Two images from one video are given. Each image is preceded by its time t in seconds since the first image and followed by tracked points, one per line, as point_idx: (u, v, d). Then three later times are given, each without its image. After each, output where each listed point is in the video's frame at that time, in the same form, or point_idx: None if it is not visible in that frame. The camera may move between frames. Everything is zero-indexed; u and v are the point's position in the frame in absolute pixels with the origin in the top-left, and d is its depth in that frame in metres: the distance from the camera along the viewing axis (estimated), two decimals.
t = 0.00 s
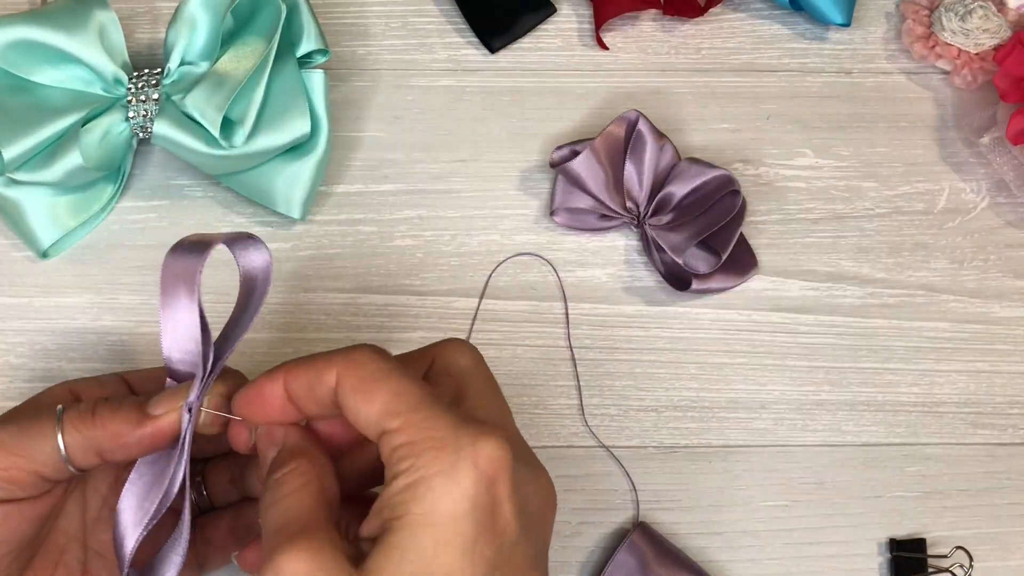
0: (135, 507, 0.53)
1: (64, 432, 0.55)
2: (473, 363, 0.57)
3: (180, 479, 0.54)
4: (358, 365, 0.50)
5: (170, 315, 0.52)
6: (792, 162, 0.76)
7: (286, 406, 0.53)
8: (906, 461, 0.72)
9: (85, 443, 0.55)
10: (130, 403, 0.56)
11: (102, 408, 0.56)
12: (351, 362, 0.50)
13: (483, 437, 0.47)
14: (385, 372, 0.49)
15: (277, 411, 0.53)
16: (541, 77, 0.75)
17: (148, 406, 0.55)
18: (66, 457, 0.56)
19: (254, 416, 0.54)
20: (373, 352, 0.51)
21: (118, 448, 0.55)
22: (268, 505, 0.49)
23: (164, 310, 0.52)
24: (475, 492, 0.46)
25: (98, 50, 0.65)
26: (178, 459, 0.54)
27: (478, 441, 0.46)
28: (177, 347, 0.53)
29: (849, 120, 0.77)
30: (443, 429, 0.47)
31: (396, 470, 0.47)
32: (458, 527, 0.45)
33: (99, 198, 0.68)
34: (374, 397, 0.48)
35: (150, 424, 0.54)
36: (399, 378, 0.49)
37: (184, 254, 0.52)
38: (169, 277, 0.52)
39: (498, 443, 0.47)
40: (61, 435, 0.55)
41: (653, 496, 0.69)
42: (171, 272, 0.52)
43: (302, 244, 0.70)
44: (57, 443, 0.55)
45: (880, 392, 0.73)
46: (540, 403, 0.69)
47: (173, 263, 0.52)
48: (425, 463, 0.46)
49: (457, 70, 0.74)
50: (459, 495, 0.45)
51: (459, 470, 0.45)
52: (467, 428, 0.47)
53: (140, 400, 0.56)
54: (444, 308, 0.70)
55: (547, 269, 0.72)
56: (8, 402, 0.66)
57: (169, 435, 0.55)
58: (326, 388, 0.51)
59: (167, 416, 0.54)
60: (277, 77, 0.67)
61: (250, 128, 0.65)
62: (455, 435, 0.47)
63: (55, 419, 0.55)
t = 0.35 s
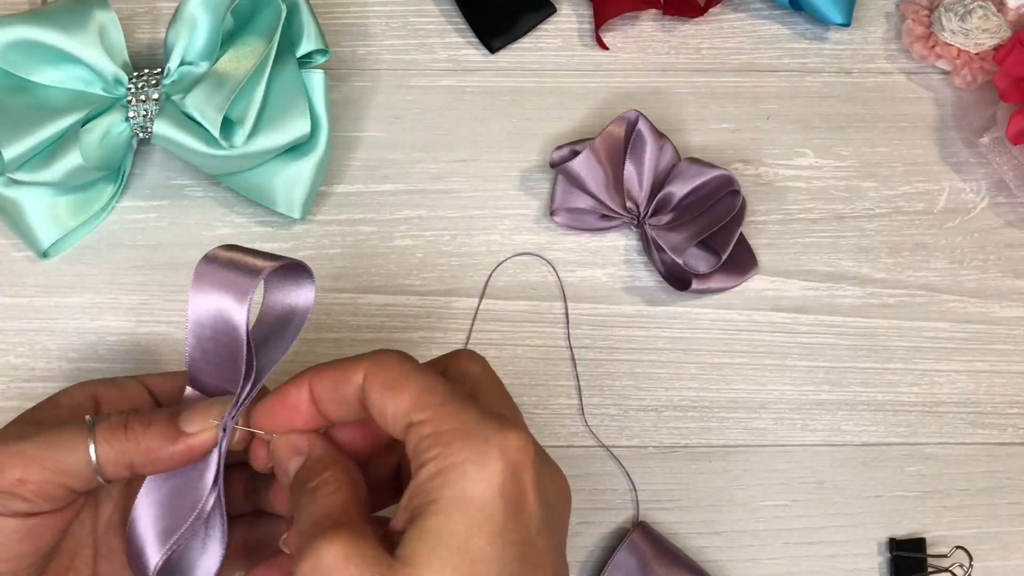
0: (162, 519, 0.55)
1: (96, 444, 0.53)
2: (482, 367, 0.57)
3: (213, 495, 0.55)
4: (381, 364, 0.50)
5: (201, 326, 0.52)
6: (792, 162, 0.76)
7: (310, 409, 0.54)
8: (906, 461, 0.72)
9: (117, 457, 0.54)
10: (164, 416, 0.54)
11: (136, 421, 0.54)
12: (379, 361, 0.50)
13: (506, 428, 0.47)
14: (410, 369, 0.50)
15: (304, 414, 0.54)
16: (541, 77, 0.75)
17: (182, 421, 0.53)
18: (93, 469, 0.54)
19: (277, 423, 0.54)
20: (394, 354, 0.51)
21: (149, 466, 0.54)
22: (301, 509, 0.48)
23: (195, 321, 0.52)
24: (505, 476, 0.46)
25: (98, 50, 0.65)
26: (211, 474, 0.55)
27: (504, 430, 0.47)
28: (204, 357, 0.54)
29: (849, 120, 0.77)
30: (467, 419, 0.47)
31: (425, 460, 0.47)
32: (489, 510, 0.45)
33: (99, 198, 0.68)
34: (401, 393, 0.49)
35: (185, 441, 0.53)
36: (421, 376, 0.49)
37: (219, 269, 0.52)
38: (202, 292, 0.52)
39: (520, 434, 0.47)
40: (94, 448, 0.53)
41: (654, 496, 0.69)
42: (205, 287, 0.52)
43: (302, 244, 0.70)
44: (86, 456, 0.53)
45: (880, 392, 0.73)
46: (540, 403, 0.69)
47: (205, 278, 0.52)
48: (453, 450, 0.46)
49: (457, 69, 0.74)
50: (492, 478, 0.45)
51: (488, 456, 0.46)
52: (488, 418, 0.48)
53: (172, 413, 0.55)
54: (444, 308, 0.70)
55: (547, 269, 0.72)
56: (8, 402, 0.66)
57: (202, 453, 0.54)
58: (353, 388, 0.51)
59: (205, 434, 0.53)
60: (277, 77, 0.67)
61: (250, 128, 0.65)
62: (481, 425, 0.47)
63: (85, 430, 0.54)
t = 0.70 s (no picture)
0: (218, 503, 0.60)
1: (202, 466, 0.53)
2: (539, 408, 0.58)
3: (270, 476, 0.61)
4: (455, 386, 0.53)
5: (216, 317, 0.60)
6: (792, 162, 0.76)
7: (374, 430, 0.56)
8: (907, 461, 0.72)
9: (222, 470, 0.54)
10: (224, 425, 0.56)
11: (205, 437, 0.54)
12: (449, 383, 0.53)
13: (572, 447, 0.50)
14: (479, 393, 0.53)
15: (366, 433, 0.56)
16: (541, 77, 0.75)
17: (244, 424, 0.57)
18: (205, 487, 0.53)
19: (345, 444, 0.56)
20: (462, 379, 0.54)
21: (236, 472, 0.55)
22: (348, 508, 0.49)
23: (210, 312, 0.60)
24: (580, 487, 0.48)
25: (98, 50, 0.65)
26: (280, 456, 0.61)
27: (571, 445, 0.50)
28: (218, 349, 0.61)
29: (850, 121, 0.77)
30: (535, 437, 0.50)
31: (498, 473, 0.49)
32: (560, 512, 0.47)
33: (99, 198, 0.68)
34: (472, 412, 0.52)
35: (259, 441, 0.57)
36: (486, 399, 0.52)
37: (238, 266, 0.60)
38: (221, 283, 0.60)
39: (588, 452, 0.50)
40: (199, 469, 0.52)
41: (654, 496, 0.69)
42: (225, 280, 0.60)
43: (302, 243, 0.70)
44: (196, 477, 0.52)
45: (880, 392, 0.73)
46: (540, 403, 0.69)
47: (224, 271, 0.60)
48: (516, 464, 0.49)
49: (457, 69, 0.74)
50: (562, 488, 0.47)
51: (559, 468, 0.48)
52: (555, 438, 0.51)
53: (225, 423, 0.56)
54: (444, 308, 0.70)
55: (547, 269, 0.72)
56: (8, 402, 0.66)
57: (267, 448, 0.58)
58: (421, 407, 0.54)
59: (268, 431, 0.57)
60: (278, 77, 0.67)
61: (250, 127, 0.65)
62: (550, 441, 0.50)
63: (177, 454, 0.52)
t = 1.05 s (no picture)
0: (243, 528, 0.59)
1: (218, 475, 0.54)
2: (571, 414, 0.59)
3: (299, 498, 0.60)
4: (484, 418, 0.53)
5: (268, 347, 0.58)
6: (792, 162, 0.76)
7: (405, 446, 0.57)
8: (906, 461, 0.72)
9: (234, 488, 0.55)
10: (253, 446, 0.57)
11: (229, 450, 0.55)
12: (479, 415, 0.54)
13: (599, 492, 0.51)
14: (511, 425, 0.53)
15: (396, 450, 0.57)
16: (540, 77, 0.75)
17: (274, 454, 0.57)
18: (212, 498, 0.54)
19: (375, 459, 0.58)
20: (494, 407, 0.54)
21: (247, 495, 0.56)
22: (370, 537, 0.54)
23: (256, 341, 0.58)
24: (594, 538, 0.50)
25: (98, 50, 0.65)
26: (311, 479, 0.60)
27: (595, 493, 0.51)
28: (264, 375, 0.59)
29: (849, 121, 0.77)
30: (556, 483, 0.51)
31: (520, 518, 0.51)
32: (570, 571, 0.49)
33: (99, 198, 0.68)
34: (498, 449, 0.52)
35: (279, 471, 0.57)
36: (515, 436, 0.52)
37: (281, 298, 0.58)
38: (281, 313, 0.58)
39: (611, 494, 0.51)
40: (213, 478, 0.54)
41: (654, 496, 0.69)
42: (274, 311, 0.58)
43: (303, 243, 0.70)
44: (208, 483, 0.53)
45: (880, 392, 0.73)
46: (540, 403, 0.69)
47: (270, 304, 0.58)
48: (540, 511, 0.50)
49: (457, 69, 0.74)
50: (579, 543, 0.50)
51: (576, 523, 0.50)
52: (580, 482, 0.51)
53: (256, 443, 0.57)
54: (444, 307, 0.70)
55: (547, 269, 0.72)
56: (8, 402, 0.66)
57: (288, 482, 0.58)
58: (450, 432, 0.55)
59: (296, 463, 0.57)
60: (277, 77, 0.67)
61: (250, 128, 0.65)
62: (571, 487, 0.51)
63: (198, 458, 0.53)
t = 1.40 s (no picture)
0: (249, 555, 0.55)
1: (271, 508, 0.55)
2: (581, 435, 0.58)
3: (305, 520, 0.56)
4: (535, 408, 0.53)
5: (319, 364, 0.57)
6: (792, 162, 0.76)
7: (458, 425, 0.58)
8: (906, 461, 0.72)
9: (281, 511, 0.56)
10: (289, 471, 0.58)
11: (272, 481, 0.57)
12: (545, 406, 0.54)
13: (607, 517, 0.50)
14: (555, 424, 0.53)
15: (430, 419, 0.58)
16: (540, 77, 0.75)
17: (310, 471, 0.58)
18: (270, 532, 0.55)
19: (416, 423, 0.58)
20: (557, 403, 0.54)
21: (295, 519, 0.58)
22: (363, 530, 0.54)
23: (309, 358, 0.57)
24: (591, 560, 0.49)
25: (98, 50, 0.65)
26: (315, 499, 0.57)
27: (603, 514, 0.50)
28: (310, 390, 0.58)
29: (849, 120, 0.77)
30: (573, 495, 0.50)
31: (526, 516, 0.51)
32: None
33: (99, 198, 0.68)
34: (534, 441, 0.52)
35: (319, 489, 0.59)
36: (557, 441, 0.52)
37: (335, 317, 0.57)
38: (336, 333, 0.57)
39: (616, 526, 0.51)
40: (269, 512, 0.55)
41: (653, 496, 0.69)
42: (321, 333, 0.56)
43: (302, 243, 0.70)
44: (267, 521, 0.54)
45: (880, 392, 0.73)
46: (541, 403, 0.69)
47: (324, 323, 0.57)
48: (549, 515, 0.50)
49: (457, 69, 0.74)
50: (576, 560, 0.48)
51: (579, 538, 0.49)
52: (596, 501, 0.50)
53: (289, 467, 0.58)
54: (444, 307, 0.70)
55: (547, 269, 0.71)
56: (7, 402, 0.65)
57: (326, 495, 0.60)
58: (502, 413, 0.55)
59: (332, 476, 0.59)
60: (277, 76, 0.67)
61: (249, 127, 0.65)
62: (583, 504, 0.50)
63: (254, 500, 0.54)
